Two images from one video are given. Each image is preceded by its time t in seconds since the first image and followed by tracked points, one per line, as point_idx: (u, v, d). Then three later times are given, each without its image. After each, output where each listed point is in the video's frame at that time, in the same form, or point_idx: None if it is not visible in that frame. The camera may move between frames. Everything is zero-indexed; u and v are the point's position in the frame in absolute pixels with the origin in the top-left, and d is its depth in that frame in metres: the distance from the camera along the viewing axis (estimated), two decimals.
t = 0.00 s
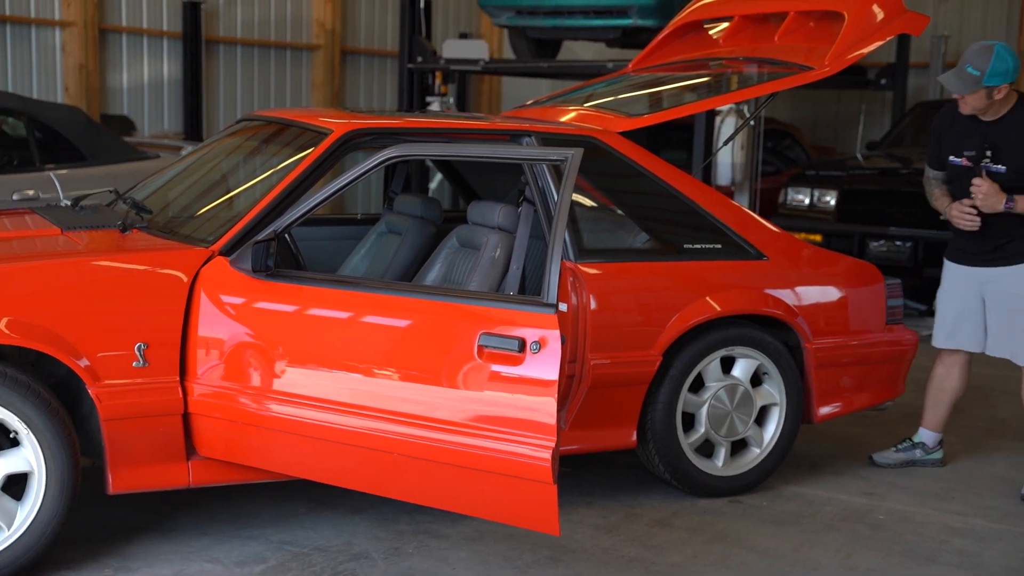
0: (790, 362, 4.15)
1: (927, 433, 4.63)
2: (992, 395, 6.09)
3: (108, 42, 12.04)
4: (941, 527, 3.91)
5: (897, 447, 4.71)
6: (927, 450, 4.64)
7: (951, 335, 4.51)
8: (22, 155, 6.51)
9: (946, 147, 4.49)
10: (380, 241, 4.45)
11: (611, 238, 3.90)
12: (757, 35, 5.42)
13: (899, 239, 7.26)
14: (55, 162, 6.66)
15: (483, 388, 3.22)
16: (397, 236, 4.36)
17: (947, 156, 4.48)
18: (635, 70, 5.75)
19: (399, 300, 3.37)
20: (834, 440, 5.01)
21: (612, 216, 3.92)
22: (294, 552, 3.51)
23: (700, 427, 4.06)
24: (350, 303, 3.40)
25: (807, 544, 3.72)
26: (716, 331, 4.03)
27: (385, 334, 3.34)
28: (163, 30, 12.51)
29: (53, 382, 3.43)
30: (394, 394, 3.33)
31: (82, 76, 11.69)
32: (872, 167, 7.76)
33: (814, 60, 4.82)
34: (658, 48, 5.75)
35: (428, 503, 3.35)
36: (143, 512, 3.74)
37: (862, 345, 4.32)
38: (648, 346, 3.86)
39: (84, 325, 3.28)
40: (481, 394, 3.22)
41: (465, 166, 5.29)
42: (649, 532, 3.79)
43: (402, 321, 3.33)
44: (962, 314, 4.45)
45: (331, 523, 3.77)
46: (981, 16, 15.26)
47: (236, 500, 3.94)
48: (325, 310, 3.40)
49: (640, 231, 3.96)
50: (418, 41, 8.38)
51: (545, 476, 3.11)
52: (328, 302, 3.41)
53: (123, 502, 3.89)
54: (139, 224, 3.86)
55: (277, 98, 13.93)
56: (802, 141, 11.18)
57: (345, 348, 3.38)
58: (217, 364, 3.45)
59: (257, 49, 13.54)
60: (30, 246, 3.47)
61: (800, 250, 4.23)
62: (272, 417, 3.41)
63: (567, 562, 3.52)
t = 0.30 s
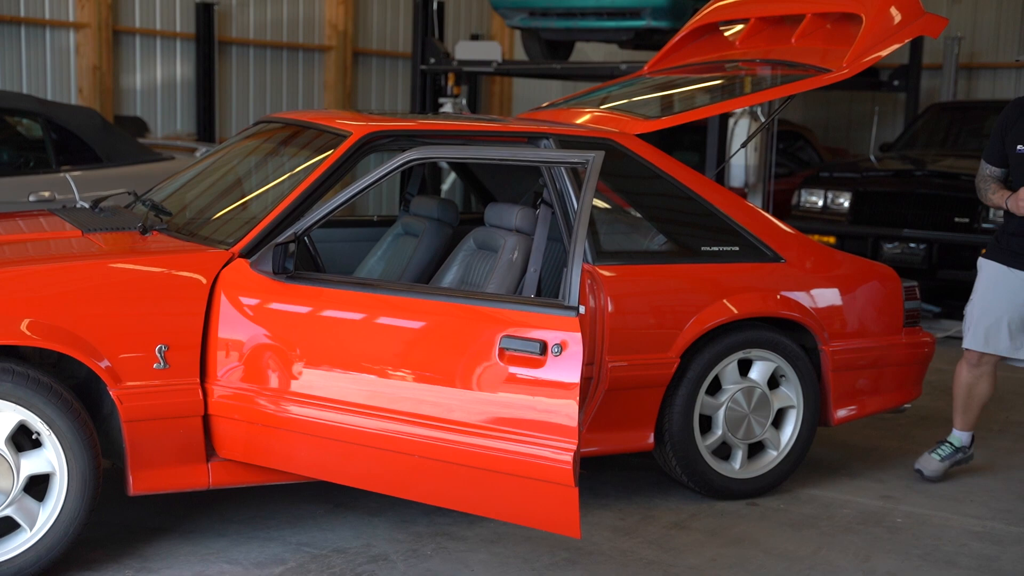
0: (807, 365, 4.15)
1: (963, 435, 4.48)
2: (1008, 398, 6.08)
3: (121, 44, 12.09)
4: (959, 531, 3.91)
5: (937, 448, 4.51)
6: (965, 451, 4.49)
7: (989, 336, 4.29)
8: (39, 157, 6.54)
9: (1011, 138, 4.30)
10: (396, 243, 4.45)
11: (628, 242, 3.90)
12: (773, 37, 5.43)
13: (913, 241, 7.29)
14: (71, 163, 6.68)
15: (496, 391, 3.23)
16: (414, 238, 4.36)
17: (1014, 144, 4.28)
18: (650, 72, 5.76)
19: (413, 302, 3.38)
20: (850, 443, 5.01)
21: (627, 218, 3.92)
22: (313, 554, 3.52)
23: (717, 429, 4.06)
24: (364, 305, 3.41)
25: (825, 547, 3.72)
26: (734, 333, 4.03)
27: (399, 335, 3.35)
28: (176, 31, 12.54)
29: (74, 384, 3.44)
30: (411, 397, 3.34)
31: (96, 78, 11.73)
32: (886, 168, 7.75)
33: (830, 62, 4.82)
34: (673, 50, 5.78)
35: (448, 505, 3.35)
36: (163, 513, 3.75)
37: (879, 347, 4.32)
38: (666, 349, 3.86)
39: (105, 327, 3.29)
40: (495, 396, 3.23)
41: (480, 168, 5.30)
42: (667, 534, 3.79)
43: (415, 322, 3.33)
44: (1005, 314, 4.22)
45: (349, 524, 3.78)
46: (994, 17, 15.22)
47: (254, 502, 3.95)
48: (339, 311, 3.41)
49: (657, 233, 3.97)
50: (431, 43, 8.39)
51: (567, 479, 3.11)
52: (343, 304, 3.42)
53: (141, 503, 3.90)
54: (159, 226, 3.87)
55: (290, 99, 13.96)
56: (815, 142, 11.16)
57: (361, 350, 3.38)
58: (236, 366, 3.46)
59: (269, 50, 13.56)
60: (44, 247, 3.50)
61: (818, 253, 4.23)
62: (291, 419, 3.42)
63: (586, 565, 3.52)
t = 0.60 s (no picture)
0: (820, 369, 4.17)
1: None
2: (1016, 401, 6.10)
3: (128, 46, 12.09)
4: (972, 535, 3.93)
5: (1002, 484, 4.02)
6: None
7: None
8: (49, 160, 6.56)
9: None
10: (407, 247, 4.45)
11: (643, 246, 3.92)
12: (784, 41, 5.46)
13: (920, 244, 7.34)
14: (81, 167, 6.70)
15: (502, 393, 3.26)
16: (426, 242, 4.36)
17: None
18: (659, 76, 5.80)
19: (424, 306, 3.39)
20: (859, 446, 5.03)
21: (639, 221, 3.94)
22: (330, 557, 3.53)
23: (730, 433, 4.08)
24: (373, 308, 3.42)
25: (840, 552, 3.74)
26: (747, 337, 4.05)
27: (409, 338, 3.37)
28: (183, 34, 12.54)
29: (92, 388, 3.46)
30: (424, 401, 3.35)
31: (103, 80, 11.73)
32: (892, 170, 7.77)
33: (842, 66, 4.85)
34: (684, 55, 5.82)
35: (464, 509, 3.36)
36: (180, 516, 3.77)
37: (891, 351, 4.34)
38: (680, 353, 3.88)
39: (124, 332, 3.31)
40: (502, 399, 3.25)
41: (491, 172, 5.32)
42: (682, 538, 3.80)
43: (424, 326, 3.35)
44: None
45: (365, 528, 3.79)
46: (999, 20, 15.26)
47: (269, 505, 3.96)
48: (347, 315, 3.42)
49: (670, 238, 3.98)
50: (437, 45, 8.43)
51: (587, 484, 3.12)
52: (351, 307, 3.43)
53: (157, 506, 3.91)
54: (176, 231, 3.89)
55: (295, 102, 13.97)
56: (819, 144, 11.19)
57: (370, 353, 3.40)
58: (253, 371, 3.47)
59: (274, 53, 13.58)
60: (51, 254, 3.49)
61: (830, 257, 4.25)
62: (308, 423, 3.43)
63: (602, 568, 3.54)
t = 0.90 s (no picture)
0: (830, 370, 4.19)
1: None
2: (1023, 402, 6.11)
3: (134, 48, 12.10)
4: (983, 536, 3.94)
5: None
6: None
7: None
8: (58, 161, 6.58)
9: None
10: (417, 248, 4.46)
11: (655, 247, 3.94)
12: (793, 43, 5.48)
13: (926, 245, 7.35)
14: (89, 168, 6.72)
15: (510, 393, 3.28)
16: (436, 243, 4.37)
17: None
18: (668, 78, 5.82)
19: (433, 307, 3.40)
20: (867, 447, 5.04)
21: (648, 223, 3.94)
22: (343, 558, 3.54)
23: (741, 434, 4.09)
24: (380, 308, 3.43)
25: (850, 553, 3.75)
26: (757, 339, 4.07)
27: (417, 338, 3.38)
28: (188, 35, 12.55)
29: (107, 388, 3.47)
30: (434, 401, 3.36)
31: (109, 82, 11.74)
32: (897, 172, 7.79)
33: (852, 68, 4.87)
34: (693, 56, 5.84)
35: (477, 510, 3.37)
36: (192, 517, 3.78)
37: (900, 353, 4.35)
38: (691, 354, 3.89)
39: (139, 333, 3.32)
40: (510, 399, 3.28)
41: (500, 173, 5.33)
42: (693, 539, 3.82)
43: (431, 326, 3.37)
44: None
45: (378, 528, 3.80)
46: (1003, 21, 15.28)
47: (281, 506, 3.97)
48: (353, 315, 3.43)
49: (680, 239, 3.99)
50: (442, 47, 8.46)
51: (602, 484, 3.13)
52: (357, 308, 3.44)
53: (169, 507, 3.92)
54: (189, 232, 3.90)
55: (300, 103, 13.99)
56: (823, 145, 11.20)
57: (379, 353, 3.41)
58: (267, 371, 3.48)
59: (279, 54, 13.59)
60: (58, 255, 3.49)
61: (839, 258, 4.26)
62: (320, 424, 3.44)
63: (615, 569, 3.55)
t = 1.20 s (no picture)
0: (837, 370, 4.20)
1: None
2: None
3: (138, 48, 12.10)
4: (990, 535, 3.95)
5: None
6: None
7: None
8: (63, 161, 6.59)
9: None
10: (424, 248, 4.47)
11: (664, 246, 3.95)
12: (798, 43, 5.49)
13: (930, 245, 7.37)
14: (94, 168, 6.73)
15: (515, 392, 3.29)
16: (442, 243, 4.38)
17: None
18: (673, 78, 5.83)
19: (437, 306, 3.41)
20: (873, 446, 5.05)
21: (653, 223, 3.95)
22: (352, 557, 3.54)
23: (748, 434, 4.10)
24: (385, 308, 3.44)
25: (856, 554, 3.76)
26: (764, 338, 4.08)
27: (425, 337, 3.39)
28: (191, 35, 12.56)
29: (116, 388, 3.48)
30: (441, 400, 3.37)
31: (113, 82, 11.75)
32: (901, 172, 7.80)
33: (858, 68, 4.88)
34: (698, 56, 5.87)
35: (486, 509, 3.38)
36: (200, 516, 3.78)
37: (906, 353, 4.36)
38: (699, 354, 3.89)
39: (149, 332, 3.32)
40: (518, 398, 3.28)
41: (507, 173, 5.34)
42: (701, 538, 3.83)
43: (436, 325, 3.38)
44: None
45: (386, 527, 3.81)
46: (1007, 21, 15.28)
47: (289, 505, 3.98)
48: (358, 314, 3.44)
49: (688, 238, 4.00)
50: (446, 47, 8.47)
51: (612, 483, 3.14)
52: (362, 307, 3.45)
53: (177, 506, 3.92)
54: (198, 232, 3.90)
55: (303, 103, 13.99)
56: (826, 145, 11.21)
57: (388, 352, 3.42)
58: (276, 371, 3.48)
59: (282, 54, 13.59)
60: (63, 255, 3.50)
61: (846, 258, 4.27)
62: (329, 423, 3.44)
63: (624, 568, 3.56)
